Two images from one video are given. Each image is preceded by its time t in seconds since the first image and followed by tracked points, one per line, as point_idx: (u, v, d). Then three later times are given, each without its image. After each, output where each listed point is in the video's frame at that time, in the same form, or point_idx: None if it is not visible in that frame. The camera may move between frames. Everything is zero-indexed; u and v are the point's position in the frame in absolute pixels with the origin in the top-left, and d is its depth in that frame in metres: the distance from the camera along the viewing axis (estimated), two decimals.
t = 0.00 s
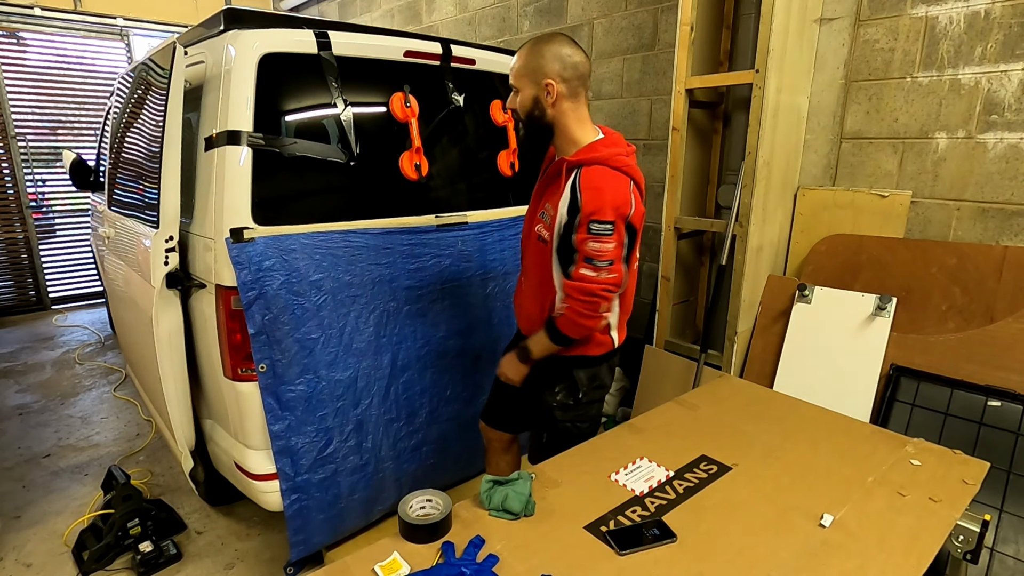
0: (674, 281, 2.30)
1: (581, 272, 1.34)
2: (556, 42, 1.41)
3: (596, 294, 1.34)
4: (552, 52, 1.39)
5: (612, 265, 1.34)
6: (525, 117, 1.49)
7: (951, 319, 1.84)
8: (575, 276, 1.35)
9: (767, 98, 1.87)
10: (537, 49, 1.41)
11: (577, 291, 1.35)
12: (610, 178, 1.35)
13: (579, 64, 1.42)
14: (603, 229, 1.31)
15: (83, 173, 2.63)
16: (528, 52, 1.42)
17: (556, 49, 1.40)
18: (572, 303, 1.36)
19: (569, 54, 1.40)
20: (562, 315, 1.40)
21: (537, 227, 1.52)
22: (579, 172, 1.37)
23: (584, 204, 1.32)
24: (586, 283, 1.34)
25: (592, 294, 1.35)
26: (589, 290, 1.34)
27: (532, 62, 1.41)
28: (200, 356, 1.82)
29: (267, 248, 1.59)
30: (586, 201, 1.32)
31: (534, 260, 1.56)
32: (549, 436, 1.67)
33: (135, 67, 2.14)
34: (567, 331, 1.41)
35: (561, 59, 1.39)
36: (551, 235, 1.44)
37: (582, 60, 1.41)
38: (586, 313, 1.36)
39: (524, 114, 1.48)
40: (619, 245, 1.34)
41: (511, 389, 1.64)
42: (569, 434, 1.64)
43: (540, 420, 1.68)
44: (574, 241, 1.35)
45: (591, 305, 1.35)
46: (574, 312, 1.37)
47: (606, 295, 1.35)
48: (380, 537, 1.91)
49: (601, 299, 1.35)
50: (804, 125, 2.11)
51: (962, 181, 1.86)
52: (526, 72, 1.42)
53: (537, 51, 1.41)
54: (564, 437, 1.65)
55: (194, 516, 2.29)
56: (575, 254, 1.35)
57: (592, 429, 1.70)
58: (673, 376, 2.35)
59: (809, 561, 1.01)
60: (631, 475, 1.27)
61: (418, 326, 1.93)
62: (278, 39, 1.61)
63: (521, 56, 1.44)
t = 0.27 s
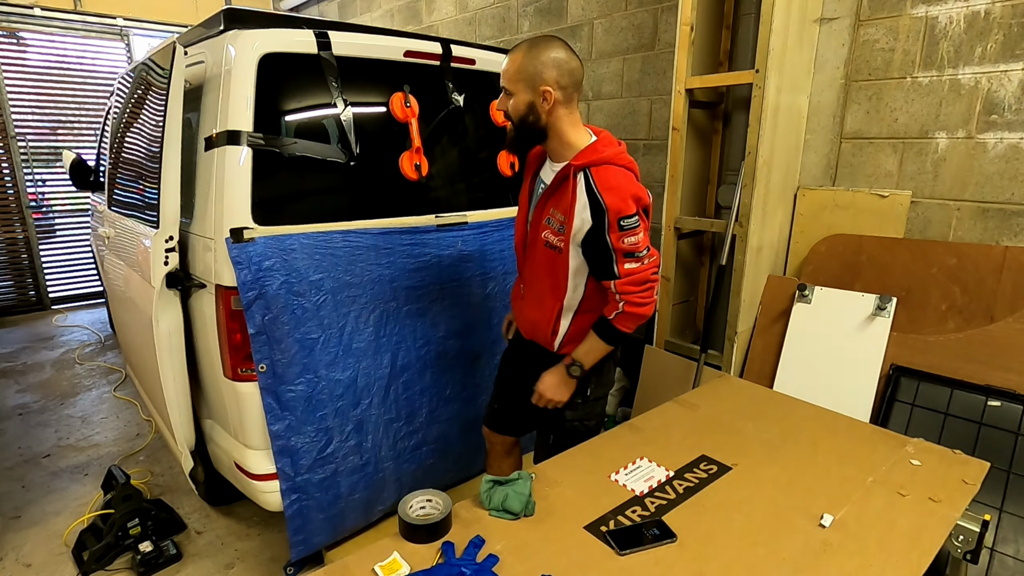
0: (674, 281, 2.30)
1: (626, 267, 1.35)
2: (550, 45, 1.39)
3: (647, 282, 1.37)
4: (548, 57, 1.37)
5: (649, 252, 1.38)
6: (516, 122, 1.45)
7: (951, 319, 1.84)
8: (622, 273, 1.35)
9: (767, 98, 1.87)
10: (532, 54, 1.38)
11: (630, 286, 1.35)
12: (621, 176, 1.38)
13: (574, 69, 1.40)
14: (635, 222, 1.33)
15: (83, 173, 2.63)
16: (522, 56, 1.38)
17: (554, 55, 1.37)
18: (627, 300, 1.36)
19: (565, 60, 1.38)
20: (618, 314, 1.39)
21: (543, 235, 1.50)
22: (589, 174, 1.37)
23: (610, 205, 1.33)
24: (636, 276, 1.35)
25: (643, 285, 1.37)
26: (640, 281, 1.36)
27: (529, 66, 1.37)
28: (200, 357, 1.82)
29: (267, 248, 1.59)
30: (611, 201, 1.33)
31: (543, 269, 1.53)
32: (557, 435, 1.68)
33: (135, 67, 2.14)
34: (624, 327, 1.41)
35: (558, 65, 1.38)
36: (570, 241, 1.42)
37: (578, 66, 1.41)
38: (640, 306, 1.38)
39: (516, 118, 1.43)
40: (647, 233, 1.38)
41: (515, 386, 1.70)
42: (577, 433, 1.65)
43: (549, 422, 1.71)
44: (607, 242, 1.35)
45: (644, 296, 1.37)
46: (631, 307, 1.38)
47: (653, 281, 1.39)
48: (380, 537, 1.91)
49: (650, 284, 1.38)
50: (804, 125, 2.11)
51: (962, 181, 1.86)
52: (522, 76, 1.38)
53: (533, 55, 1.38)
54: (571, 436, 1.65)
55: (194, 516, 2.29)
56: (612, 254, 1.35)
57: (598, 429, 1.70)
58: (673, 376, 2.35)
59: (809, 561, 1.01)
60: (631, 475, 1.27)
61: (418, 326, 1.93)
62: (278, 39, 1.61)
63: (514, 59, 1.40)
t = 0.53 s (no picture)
0: (674, 281, 2.30)
1: (628, 271, 1.36)
2: (569, 49, 1.34)
3: (646, 286, 1.39)
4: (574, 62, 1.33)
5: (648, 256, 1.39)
6: (540, 125, 1.36)
7: (951, 319, 1.84)
8: (625, 278, 1.36)
9: (767, 98, 1.87)
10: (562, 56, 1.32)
11: (631, 290, 1.36)
12: (626, 180, 1.38)
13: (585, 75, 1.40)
14: (640, 227, 1.34)
15: (83, 173, 2.63)
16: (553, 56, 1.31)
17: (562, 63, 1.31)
18: (627, 305, 1.38)
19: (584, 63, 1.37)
20: (619, 319, 1.40)
21: (542, 237, 1.47)
22: (597, 178, 1.35)
23: (617, 209, 1.32)
24: (637, 281, 1.36)
25: (642, 288, 1.39)
26: (640, 285, 1.37)
27: (564, 71, 1.31)
28: (200, 356, 1.82)
29: (267, 248, 1.59)
30: (618, 205, 1.33)
31: (540, 272, 1.51)
32: (550, 437, 1.70)
33: (135, 67, 2.14)
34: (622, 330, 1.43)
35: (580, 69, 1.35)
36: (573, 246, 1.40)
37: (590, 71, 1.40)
38: (639, 311, 1.39)
39: (545, 121, 1.35)
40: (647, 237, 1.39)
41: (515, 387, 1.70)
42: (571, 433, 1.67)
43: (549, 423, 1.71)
44: (611, 246, 1.35)
45: (642, 300, 1.39)
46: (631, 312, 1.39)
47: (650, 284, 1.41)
48: (380, 537, 1.91)
49: (647, 289, 1.40)
50: (804, 126, 2.11)
51: (962, 181, 1.86)
52: (557, 77, 1.31)
53: (565, 59, 1.32)
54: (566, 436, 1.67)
55: (194, 516, 2.29)
56: (615, 258, 1.35)
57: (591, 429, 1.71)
58: (672, 376, 2.35)
59: (808, 561, 1.01)
60: (631, 475, 1.27)
61: (418, 326, 1.93)
62: (278, 39, 1.61)
63: (545, 59, 1.30)
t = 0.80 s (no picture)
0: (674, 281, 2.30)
1: (651, 256, 1.39)
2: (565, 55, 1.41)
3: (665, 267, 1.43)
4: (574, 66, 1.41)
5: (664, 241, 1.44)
6: (563, 127, 1.38)
7: (951, 319, 1.84)
8: (648, 263, 1.39)
9: (767, 98, 1.87)
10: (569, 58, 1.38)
11: (655, 273, 1.40)
12: (636, 171, 1.42)
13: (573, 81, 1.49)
14: (656, 212, 1.39)
15: (83, 173, 2.63)
16: (563, 59, 1.36)
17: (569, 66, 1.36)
18: (652, 288, 1.41)
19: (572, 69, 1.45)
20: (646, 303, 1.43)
21: (558, 237, 1.48)
22: (610, 171, 1.39)
23: (636, 198, 1.36)
24: (659, 263, 1.40)
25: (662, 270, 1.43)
26: (662, 268, 1.41)
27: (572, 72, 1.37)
28: (200, 356, 1.82)
29: (267, 248, 1.59)
30: (636, 194, 1.37)
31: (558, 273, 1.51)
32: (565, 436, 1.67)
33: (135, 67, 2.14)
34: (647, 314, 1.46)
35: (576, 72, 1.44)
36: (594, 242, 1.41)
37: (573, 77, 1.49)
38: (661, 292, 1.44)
39: (567, 122, 1.38)
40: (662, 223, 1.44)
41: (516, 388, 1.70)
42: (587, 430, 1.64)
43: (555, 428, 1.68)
44: (632, 234, 1.38)
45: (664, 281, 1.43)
46: (655, 294, 1.43)
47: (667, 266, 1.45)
48: (380, 537, 1.91)
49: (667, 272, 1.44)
50: (804, 126, 2.11)
51: (962, 181, 1.86)
52: (570, 78, 1.36)
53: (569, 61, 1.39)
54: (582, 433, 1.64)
55: (194, 516, 2.29)
56: (637, 245, 1.38)
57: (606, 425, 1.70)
58: (673, 376, 2.35)
59: (808, 561, 1.01)
60: (631, 475, 1.27)
61: (417, 326, 1.93)
62: (278, 39, 1.61)
63: (558, 62, 1.34)
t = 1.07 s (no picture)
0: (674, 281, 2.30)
1: (657, 243, 1.41)
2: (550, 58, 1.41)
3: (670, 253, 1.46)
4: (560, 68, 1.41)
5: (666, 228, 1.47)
6: (555, 130, 1.37)
7: (951, 319, 1.84)
8: (655, 251, 1.41)
9: (767, 98, 1.87)
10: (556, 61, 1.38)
11: (663, 259, 1.43)
12: (631, 165, 1.44)
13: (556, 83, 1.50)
14: (656, 201, 1.41)
15: (83, 173, 2.63)
16: (551, 62, 1.35)
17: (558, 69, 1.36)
18: (661, 274, 1.44)
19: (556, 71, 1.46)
20: (657, 288, 1.46)
21: (563, 240, 1.48)
22: (608, 168, 1.40)
23: (637, 190, 1.38)
24: (665, 249, 1.43)
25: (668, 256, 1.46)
26: (667, 254, 1.44)
27: (560, 74, 1.37)
28: (200, 357, 1.82)
29: (267, 248, 1.59)
30: (637, 187, 1.39)
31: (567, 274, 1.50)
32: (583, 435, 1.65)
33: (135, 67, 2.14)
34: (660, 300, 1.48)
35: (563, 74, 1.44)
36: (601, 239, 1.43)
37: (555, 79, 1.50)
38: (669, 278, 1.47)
39: (559, 125, 1.38)
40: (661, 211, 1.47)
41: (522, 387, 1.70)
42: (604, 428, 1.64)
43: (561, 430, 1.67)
44: (637, 227, 1.39)
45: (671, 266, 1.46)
46: (664, 280, 1.46)
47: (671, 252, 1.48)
48: (380, 537, 1.91)
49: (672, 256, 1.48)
50: (804, 126, 2.11)
51: (962, 181, 1.86)
52: (559, 82, 1.37)
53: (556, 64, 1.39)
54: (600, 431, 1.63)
55: (194, 516, 2.29)
56: (642, 236, 1.39)
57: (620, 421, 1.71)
58: (673, 376, 2.35)
59: (808, 561, 1.01)
60: (631, 475, 1.27)
61: (417, 326, 1.93)
62: (278, 39, 1.61)
63: (547, 66, 1.34)
